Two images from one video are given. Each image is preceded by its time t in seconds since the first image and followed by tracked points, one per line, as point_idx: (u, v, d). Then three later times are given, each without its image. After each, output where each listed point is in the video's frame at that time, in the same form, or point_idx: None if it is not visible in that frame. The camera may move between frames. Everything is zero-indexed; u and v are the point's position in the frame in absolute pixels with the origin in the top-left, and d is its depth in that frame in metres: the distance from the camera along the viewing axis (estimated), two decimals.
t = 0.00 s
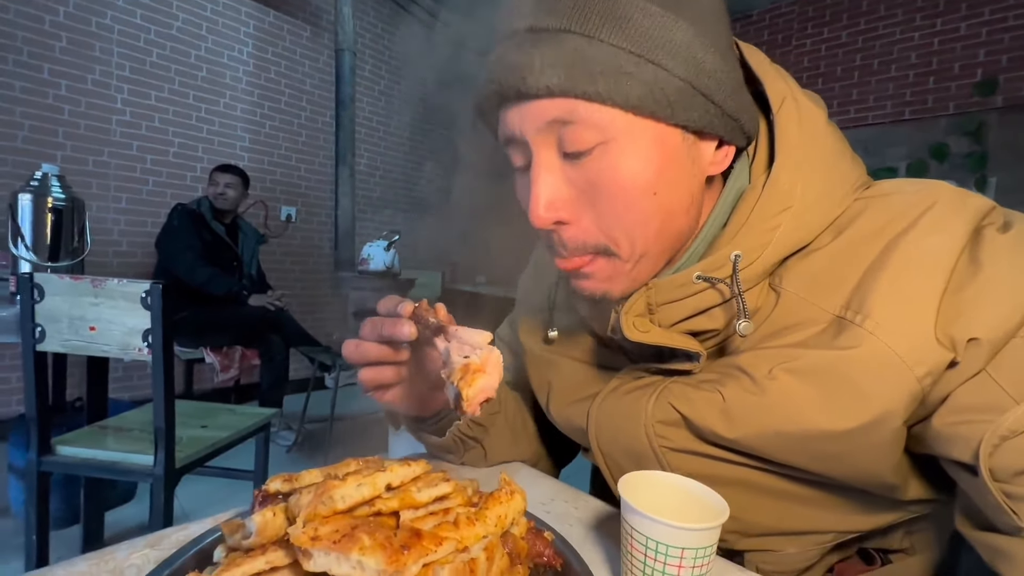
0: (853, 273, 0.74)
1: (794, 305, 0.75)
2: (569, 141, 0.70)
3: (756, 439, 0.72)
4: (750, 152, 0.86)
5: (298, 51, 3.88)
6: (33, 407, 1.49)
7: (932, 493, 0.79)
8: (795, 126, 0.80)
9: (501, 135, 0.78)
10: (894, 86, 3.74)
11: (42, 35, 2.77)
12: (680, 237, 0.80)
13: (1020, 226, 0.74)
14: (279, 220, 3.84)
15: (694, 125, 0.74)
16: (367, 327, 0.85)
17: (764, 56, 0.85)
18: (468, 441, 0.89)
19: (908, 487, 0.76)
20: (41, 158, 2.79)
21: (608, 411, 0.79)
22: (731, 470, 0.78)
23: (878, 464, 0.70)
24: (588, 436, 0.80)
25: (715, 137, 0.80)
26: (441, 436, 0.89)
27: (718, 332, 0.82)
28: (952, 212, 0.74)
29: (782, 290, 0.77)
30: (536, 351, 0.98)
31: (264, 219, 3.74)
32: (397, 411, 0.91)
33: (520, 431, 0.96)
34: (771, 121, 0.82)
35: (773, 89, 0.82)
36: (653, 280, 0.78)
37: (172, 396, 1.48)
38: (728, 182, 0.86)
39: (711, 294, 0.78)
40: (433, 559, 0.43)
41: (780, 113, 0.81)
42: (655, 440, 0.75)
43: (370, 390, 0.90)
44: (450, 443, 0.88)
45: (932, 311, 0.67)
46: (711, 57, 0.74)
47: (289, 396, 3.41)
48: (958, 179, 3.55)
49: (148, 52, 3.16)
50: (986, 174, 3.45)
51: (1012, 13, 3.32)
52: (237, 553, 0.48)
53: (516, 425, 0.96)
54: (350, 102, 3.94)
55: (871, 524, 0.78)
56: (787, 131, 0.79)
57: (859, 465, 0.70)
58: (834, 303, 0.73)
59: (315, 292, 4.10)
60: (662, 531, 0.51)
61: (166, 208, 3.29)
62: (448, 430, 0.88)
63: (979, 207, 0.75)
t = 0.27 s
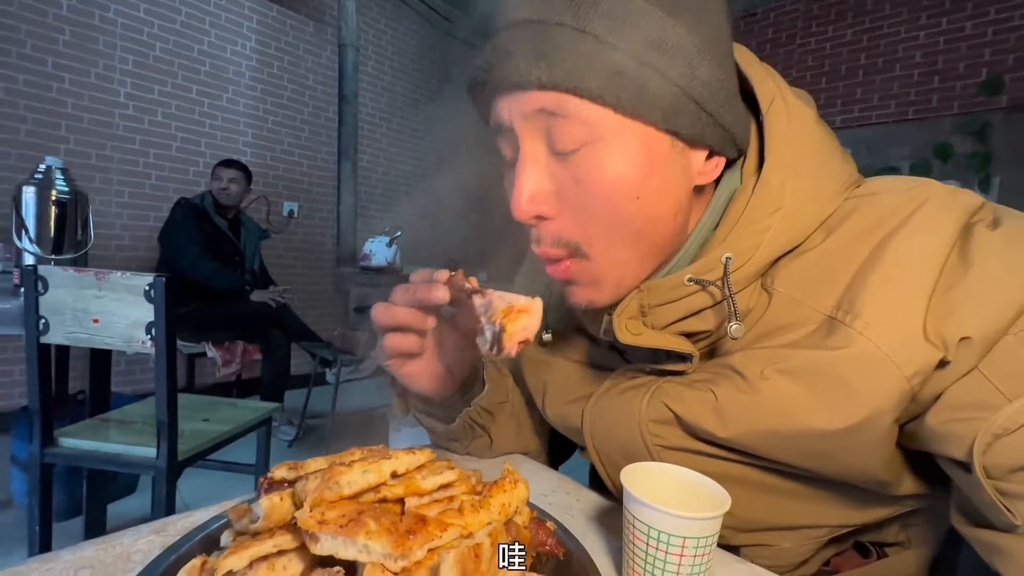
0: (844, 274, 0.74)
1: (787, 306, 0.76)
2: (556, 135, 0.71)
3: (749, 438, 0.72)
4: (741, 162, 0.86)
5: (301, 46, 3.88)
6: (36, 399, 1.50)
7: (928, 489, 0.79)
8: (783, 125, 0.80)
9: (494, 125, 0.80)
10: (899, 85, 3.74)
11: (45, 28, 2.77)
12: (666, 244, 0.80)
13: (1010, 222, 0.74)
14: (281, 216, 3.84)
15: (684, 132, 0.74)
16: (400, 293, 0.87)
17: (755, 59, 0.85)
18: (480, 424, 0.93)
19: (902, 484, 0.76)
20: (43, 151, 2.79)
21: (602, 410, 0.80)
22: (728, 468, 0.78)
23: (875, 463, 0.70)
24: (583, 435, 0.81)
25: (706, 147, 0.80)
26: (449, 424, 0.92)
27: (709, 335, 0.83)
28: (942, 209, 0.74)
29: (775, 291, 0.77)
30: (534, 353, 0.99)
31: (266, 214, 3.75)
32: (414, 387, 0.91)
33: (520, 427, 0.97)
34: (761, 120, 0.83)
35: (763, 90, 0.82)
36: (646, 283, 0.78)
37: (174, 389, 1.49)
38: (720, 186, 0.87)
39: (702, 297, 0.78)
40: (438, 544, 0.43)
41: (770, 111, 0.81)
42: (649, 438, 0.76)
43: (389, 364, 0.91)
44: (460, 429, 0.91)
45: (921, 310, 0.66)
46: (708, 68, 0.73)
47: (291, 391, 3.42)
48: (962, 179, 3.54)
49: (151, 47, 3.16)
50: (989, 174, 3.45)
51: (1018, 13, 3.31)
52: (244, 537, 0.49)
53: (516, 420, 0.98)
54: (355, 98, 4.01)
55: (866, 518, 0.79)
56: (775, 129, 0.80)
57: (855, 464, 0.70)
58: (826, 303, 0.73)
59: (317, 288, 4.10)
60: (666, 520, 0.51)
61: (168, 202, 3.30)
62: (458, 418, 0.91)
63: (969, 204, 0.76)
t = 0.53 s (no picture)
0: (840, 284, 0.73)
1: (783, 315, 0.75)
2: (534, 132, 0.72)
3: (744, 448, 0.72)
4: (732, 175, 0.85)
5: (302, 43, 3.87)
6: (33, 395, 1.50)
7: (921, 494, 0.79)
8: (776, 131, 0.80)
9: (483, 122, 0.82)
10: (900, 87, 3.74)
11: (46, 23, 2.76)
12: (650, 256, 0.78)
13: (1004, 228, 0.74)
14: (281, 213, 3.84)
15: (667, 139, 0.73)
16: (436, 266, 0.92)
17: (747, 65, 0.85)
18: (488, 418, 0.96)
19: (898, 490, 0.75)
20: (43, 146, 2.78)
21: (596, 423, 0.79)
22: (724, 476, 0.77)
23: (872, 471, 0.70)
24: (578, 446, 0.80)
25: (691, 160, 0.78)
26: (457, 416, 0.96)
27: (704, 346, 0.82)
28: (939, 216, 0.74)
29: (770, 302, 0.77)
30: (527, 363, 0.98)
31: (266, 212, 3.74)
32: (433, 367, 0.94)
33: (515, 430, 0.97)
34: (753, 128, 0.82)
35: (752, 95, 0.82)
36: (637, 296, 0.78)
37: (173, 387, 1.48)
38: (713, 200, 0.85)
39: (695, 310, 0.77)
40: (438, 545, 0.43)
41: (762, 118, 0.81)
42: (644, 449, 0.75)
43: (416, 338, 0.94)
44: (468, 420, 0.95)
45: (919, 321, 0.66)
46: (692, 72, 0.72)
47: (289, 388, 3.42)
48: (962, 181, 3.54)
49: (151, 42, 3.15)
50: (990, 177, 3.44)
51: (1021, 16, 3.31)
52: (242, 536, 0.48)
53: (513, 421, 0.97)
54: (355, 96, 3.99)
55: (862, 523, 0.79)
56: (768, 137, 0.79)
57: (853, 472, 0.70)
58: (821, 314, 0.72)
59: (316, 286, 4.10)
60: (668, 522, 0.51)
61: (168, 198, 3.29)
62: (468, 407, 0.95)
63: (965, 209, 0.76)
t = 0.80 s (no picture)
0: (842, 281, 0.73)
1: (786, 311, 0.75)
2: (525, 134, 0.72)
3: (747, 445, 0.71)
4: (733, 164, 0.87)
5: (303, 40, 3.87)
6: (33, 390, 1.49)
7: (925, 490, 0.79)
8: (776, 125, 0.80)
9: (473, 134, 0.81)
10: (902, 88, 3.74)
11: (47, 19, 2.75)
12: (649, 252, 0.77)
13: (1008, 223, 0.74)
14: (281, 210, 3.83)
15: (657, 134, 0.72)
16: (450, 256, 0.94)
17: (746, 57, 0.85)
18: (492, 413, 0.95)
19: (901, 488, 0.75)
20: (43, 141, 2.78)
21: (597, 419, 0.79)
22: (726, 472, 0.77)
23: (874, 468, 0.70)
24: (579, 442, 0.80)
25: (682, 150, 0.77)
26: (460, 409, 0.95)
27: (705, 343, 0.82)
28: (943, 212, 0.74)
29: (772, 297, 0.77)
30: (530, 359, 0.98)
31: (267, 209, 3.74)
32: (439, 356, 0.95)
33: (517, 426, 0.97)
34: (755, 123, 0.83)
35: (753, 89, 0.82)
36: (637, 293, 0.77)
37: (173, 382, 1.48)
38: (706, 200, 0.84)
39: (696, 306, 0.77)
40: (443, 535, 0.43)
41: (762, 112, 0.81)
42: (645, 446, 0.75)
43: (425, 325, 0.95)
44: (474, 414, 0.94)
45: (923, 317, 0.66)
46: (673, 66, 0.72)
47: (289, 386, 3.42)
48: (963, 183, 3.54)
49: (153, 38, 3.15)
50: (991, 178, 3.44)
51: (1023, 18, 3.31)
52: (245, 526, 0.48)
53: (515, 417, 0.97)
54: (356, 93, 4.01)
55: (865, 520, 0.79)
56: (768, 132, 0.79)
57: (855, 469, 0.70)
58: (824, 309, 0.72)
59: (316, 283, 4.10)
60: (671, 515, 0.50)
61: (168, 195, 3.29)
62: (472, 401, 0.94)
63: (969, 205, 0.75)
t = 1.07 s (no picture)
0: (841, 286, 0.73)
1: (784, 315, 0.75)
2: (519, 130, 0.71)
3: (745, 449, 0.71)
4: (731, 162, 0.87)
5: (305, 40, 3.88)
6: (33, 388, 1.49)
7: (924, 495, 0.79)
8: (775, 125, 0.80)
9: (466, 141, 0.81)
10: (903, 90, 3.74)
11: (49, 18, 2.76)
12: (648, 245, 0.76)
13: (1008, 228, 0.74)
14: (282, 210, 3.84)
15: (646, 123, 0.73)
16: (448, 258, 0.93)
17: (743, 58, 0.85)
18: (492, 414, 0.95)
19: (899, 491, 0.75)
20: (45, 140, 2.78)
21: (596, 423, 0.79)
22: (724, 476, 0.77)
23: (872, 472, 0.70)
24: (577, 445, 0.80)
25: (673, 141, 0.79)
26: (461, 410, 0.95)
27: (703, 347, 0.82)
28: (942, 216, 0.74)
29: (770, 301, 0.77)
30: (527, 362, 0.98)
31: (267, 209, 3.74)
32: (439, 357, 0.95)
33: (514, 426, 0.97)
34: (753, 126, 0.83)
35: (752, 94, 0.82)
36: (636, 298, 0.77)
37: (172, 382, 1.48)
38: (704, 199, 0.84)
39: (694, 310, 0.77)
40: (440, 537, 0.43)
41: (761, 116, 0.81)
42: (643, 449, 0.75)
43: (425, 327, 0.95)
44: (474, 415, 0.94)
45: (922, 323, 0.66)
46: (656, 58, 0.74)
47: (289, 385, 3.42)
48: (964, 185, 3.54)
49: (154, 38, 3.16)
50: (991, 181, 3.45)
51: None
52: (244, 526, 0.48)
53: (513, 418, 0.97)
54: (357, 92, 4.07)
55: (863, 524, 0.79)
56: (766, 133, 0.79)
57: (853, 473, 0.70)
58: (823, 314, 0.73)
59: (317, 283, 4.10)
60: (668, 517, 0.51)
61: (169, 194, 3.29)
62: (473, 403, 0.94)
63: (968, 209, 0.75)
